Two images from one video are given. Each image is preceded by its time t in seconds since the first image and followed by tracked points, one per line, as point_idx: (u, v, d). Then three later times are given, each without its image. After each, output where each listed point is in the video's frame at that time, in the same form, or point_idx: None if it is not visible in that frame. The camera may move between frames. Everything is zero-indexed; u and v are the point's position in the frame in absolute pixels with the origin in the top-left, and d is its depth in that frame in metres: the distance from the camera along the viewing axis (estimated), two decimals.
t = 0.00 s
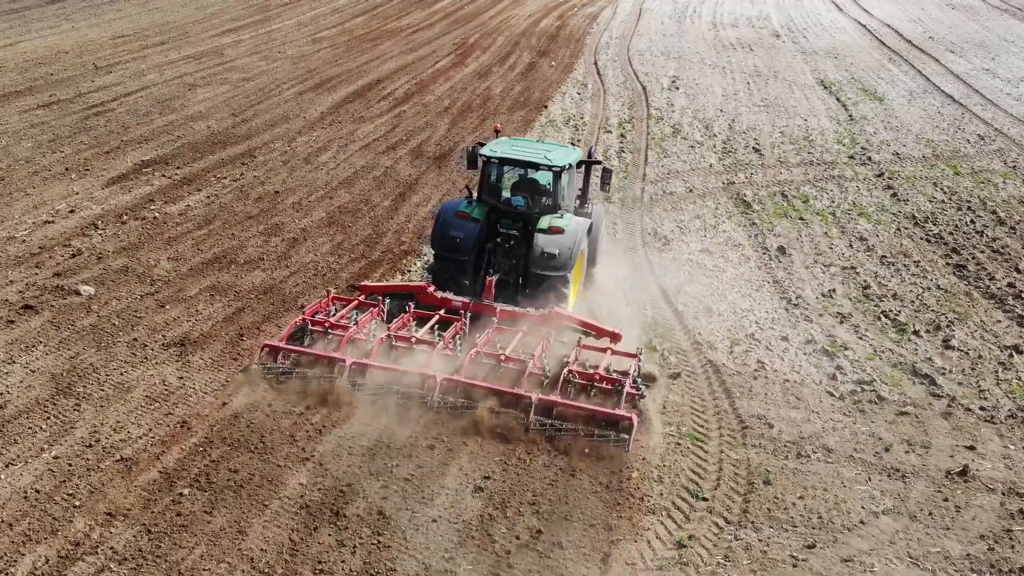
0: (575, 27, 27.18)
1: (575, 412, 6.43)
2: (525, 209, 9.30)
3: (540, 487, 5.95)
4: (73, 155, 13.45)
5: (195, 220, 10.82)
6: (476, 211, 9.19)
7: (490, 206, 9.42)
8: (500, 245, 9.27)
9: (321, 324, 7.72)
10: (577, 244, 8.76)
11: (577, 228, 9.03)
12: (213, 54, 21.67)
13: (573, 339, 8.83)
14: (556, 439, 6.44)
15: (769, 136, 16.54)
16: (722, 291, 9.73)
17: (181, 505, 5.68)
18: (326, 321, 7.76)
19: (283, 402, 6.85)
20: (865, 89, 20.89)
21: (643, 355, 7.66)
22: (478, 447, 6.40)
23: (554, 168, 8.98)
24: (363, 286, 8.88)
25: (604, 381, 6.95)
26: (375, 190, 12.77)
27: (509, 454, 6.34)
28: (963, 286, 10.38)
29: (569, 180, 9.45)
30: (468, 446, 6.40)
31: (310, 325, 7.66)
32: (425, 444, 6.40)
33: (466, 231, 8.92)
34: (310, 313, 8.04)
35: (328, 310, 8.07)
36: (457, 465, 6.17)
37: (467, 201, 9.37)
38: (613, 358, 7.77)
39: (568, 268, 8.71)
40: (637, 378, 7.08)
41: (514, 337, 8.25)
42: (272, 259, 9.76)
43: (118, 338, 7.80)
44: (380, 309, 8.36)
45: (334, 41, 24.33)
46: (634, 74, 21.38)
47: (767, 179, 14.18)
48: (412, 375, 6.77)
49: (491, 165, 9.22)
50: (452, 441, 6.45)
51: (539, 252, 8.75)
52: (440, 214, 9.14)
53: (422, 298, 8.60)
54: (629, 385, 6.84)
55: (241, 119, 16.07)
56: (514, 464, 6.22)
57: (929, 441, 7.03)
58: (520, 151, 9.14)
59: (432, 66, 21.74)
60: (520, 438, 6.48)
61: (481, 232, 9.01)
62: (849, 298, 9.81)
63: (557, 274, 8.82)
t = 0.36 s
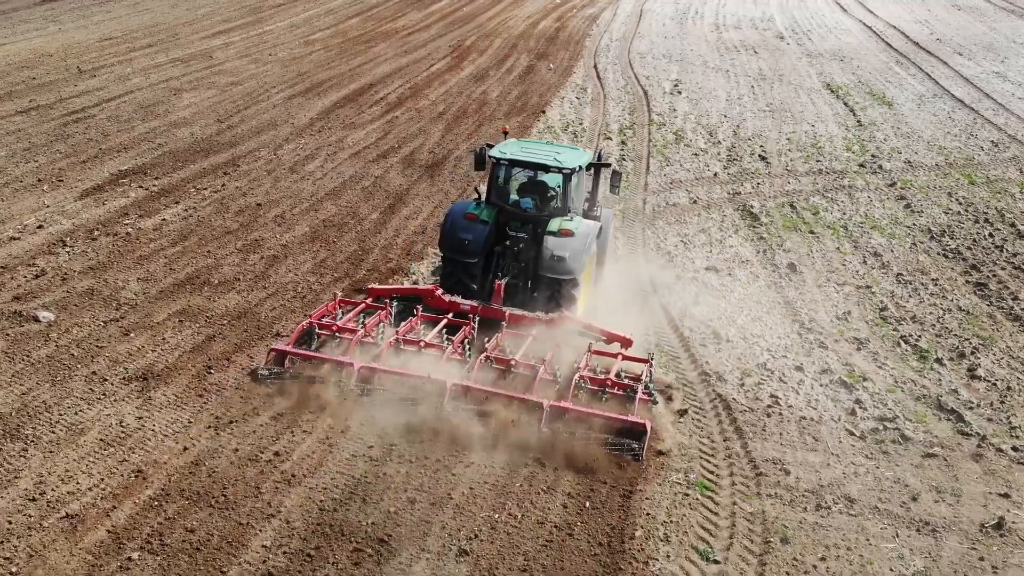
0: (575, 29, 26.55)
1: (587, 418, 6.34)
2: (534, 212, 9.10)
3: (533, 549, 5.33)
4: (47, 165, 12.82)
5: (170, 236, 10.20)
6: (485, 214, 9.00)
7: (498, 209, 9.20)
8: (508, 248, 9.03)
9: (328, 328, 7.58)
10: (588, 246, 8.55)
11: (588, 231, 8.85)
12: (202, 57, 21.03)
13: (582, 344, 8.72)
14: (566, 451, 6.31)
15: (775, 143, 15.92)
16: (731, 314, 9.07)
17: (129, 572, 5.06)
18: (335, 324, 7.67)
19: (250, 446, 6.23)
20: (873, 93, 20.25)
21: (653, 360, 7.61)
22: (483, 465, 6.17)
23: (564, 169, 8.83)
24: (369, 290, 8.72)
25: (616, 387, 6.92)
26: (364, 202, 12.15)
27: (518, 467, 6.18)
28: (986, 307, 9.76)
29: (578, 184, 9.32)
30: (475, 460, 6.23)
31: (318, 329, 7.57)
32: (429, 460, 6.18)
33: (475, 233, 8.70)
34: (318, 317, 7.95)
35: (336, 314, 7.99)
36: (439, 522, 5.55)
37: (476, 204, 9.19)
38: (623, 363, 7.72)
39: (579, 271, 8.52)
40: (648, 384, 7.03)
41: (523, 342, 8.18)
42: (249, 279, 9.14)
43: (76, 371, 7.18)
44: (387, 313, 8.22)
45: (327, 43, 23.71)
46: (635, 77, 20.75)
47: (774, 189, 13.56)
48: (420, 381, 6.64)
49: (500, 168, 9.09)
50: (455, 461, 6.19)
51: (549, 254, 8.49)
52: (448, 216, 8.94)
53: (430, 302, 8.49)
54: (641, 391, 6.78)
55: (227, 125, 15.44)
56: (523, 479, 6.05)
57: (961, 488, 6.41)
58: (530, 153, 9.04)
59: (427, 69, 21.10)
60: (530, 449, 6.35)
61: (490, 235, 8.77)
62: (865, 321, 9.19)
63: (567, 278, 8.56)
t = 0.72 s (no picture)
0: (574, 32, 25.95)
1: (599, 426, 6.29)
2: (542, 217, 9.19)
3: None
4: (19, 177, 12.21)
5: (143, 256, 9.59)
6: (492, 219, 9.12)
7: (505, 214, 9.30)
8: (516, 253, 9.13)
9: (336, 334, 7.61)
10: (596, 251, 8.68)
11: (596, 236, 8.90)
12: (190, 61, 20.41)
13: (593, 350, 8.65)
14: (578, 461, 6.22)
15: (782, 151, 15.31)
16: (740, 342, 8.44)
17: None
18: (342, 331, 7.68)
19: (212, 502, 5.64)
20: (881, 99, 19.64)
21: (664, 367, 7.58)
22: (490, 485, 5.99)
23: (572, 173, 8.94)
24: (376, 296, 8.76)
25: (627, 395, 6.85)
26: (351, 215, 11.53)
27: (528, 483, 6.04)
28: (1011, 333, 9.15)
29: (585, 188, 9.40)
30: (484, 475, 6.09)
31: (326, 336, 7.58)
32: (436, 477, 6.03)
33: (483, 238, 8.84)
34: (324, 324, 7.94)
35: (343, 320, 8.00)
36: None
37: (483, 209, 9.32)
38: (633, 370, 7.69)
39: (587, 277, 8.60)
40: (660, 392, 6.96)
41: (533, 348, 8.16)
42: (224, 303, 8.54)
43: (28, 412, 6.58)
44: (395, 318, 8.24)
45: (320, 46, 23.11)
46: (636, 82, 20.15)
47: (783, 202, 12.95)
48: (429, 390, 6.62)
49: (507, 173, 9.21)
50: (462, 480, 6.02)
51: (557, 258, 8.62)
52: (456, 221, 9.07)
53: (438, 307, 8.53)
54: (654, 399, 6.72)
55: (212, 133, 14.83)
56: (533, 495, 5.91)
57: (997, 546, 5.81)
58: (537, 158, 9.17)
59: (422, 73, 20.49)
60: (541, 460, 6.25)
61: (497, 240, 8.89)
62: (883, 349, 8.59)
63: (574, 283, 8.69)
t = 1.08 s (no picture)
0: (574, 35, 25.29)
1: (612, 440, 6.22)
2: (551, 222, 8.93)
3: None
4: None
5: (110, 280, 8.96)
6: (500, 225, 8.94)
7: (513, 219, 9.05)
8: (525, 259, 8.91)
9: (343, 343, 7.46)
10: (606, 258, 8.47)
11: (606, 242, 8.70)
12: (177, 66, 19.75)
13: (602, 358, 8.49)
14: (592, 474, 6.15)
15: (790, 162, 14.65)
16: (752, 378, 7.78)
17: None
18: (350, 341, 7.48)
19: None
20: (891, 105, 18.99)
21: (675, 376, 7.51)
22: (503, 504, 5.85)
23: (582, 179, 8.66)
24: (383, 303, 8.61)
25: (640, 405, 6.77)
26: (337, 231, 10.86)
27: (542, 498, 5.95)
28: None
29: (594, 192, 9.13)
30: (497, 491, 5.98)
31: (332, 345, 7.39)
32: (449, 494, 5.91)
33: (492, 244, 8.67)
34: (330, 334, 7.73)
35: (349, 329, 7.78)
36: None
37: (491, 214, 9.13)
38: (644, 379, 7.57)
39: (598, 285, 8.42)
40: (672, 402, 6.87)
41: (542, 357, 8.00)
42: (193, 335, 7.89)
43: None
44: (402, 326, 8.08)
45: (312, 50, 22.47)
46: (637, 88, 19.48)
47: (792, 217, 12.29)
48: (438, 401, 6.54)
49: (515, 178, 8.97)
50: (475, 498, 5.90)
51: (566, 265, 8.44)
52: (464, 227, 8.89)
53: (445, 315, 8.31)
54: (667, 409, 6.65)
55: (194, 143, 14.18)
56: (548, 513, 5.80)
57: None
58: (546, 163, 8.90)
59: (416, 78, 19.82)
60: (556, 474, 6.17)
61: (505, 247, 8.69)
62: (905, 384, 7.95)
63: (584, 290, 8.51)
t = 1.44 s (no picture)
0: (574, 38, 24.65)
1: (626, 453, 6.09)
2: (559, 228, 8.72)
3: None
4: None
5: (73, 307, 8.34)
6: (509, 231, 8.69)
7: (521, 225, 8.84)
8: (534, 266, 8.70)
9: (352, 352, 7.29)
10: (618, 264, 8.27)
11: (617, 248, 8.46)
12: (164, 70, 19.11)
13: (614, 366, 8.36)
14: (608, 489, 6.06)
15: (799, 172, 14.01)
16: (767, 417, 7.14)
17: None
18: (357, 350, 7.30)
19: None
20: (900, 111, 18.36)
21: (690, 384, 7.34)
22: (517, 520, 5.77)
23: (591, 184, 8.42)
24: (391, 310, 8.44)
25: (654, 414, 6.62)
26: (321, 248, 10.21)
27: (556, 513, 5.86)
28: None
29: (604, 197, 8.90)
30: (511, 505, 5.91)
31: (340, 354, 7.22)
32: (462, 508, 5.85)
33: (501, 251, 8.43)
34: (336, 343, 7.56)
35: (357, 338, 7.60)
36: None
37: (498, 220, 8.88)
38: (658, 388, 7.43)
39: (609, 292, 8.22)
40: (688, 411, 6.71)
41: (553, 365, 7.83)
42: (157, 370, 7.26)
43: None
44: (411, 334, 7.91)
45: (304, 54, 21.85)
46: (639, 93, 18.85)
47: (803, 232, 11.64)
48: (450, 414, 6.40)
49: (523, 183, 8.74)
50: (489, 513, 5.82)
51: (577, 272, 8.24)
52: (471, 233, 8.63)
53: (454, 323, 8.14)
54: (683, 418, 6.49)
55: (175, 152, 13.54)
56: (564, 529, 5.72)
57: None
58: (554, 168, 8.69)
59: (410, 83, 19.18)
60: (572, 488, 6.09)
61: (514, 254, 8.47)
62: (930, 423, 7.33)
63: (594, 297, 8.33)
